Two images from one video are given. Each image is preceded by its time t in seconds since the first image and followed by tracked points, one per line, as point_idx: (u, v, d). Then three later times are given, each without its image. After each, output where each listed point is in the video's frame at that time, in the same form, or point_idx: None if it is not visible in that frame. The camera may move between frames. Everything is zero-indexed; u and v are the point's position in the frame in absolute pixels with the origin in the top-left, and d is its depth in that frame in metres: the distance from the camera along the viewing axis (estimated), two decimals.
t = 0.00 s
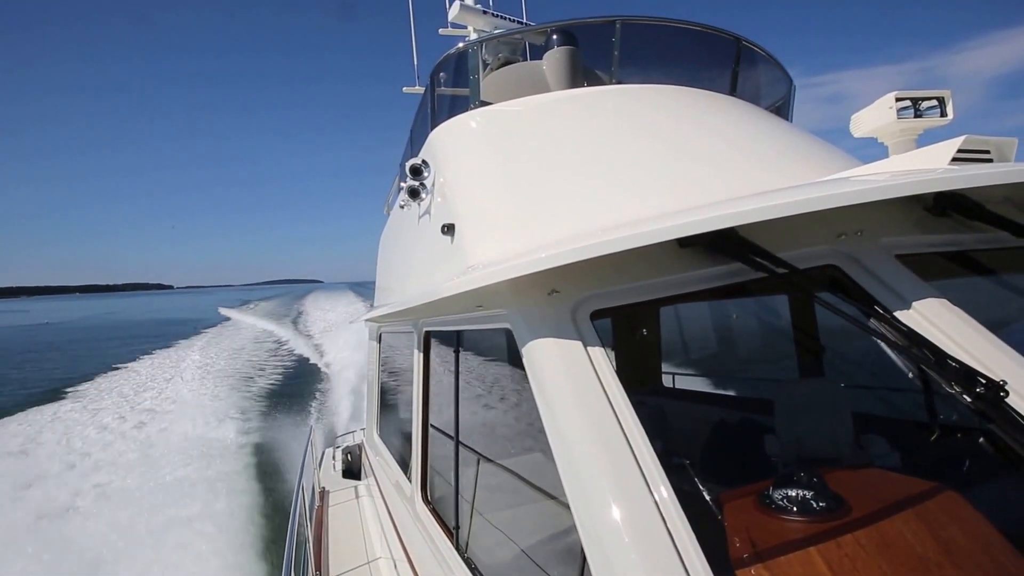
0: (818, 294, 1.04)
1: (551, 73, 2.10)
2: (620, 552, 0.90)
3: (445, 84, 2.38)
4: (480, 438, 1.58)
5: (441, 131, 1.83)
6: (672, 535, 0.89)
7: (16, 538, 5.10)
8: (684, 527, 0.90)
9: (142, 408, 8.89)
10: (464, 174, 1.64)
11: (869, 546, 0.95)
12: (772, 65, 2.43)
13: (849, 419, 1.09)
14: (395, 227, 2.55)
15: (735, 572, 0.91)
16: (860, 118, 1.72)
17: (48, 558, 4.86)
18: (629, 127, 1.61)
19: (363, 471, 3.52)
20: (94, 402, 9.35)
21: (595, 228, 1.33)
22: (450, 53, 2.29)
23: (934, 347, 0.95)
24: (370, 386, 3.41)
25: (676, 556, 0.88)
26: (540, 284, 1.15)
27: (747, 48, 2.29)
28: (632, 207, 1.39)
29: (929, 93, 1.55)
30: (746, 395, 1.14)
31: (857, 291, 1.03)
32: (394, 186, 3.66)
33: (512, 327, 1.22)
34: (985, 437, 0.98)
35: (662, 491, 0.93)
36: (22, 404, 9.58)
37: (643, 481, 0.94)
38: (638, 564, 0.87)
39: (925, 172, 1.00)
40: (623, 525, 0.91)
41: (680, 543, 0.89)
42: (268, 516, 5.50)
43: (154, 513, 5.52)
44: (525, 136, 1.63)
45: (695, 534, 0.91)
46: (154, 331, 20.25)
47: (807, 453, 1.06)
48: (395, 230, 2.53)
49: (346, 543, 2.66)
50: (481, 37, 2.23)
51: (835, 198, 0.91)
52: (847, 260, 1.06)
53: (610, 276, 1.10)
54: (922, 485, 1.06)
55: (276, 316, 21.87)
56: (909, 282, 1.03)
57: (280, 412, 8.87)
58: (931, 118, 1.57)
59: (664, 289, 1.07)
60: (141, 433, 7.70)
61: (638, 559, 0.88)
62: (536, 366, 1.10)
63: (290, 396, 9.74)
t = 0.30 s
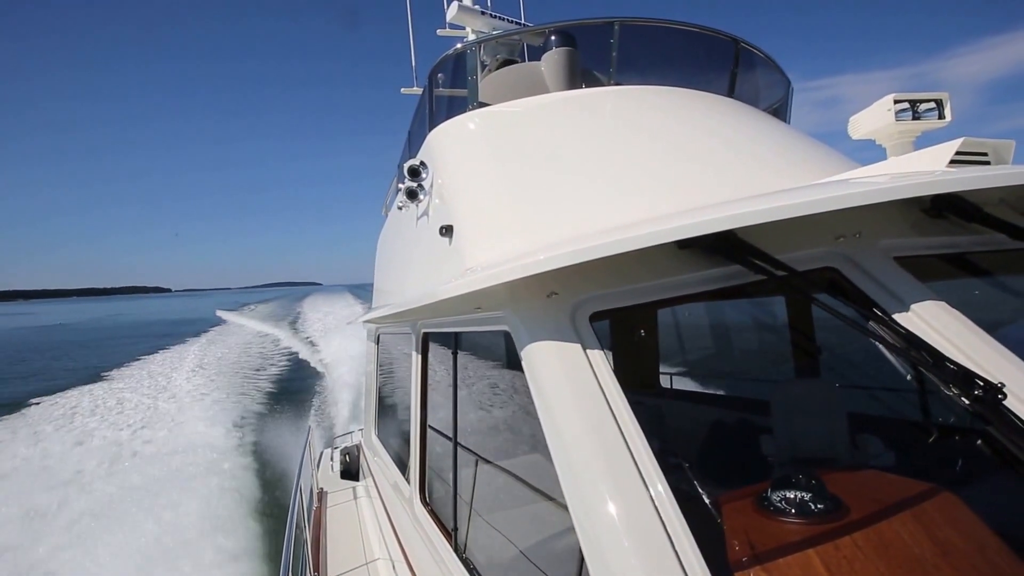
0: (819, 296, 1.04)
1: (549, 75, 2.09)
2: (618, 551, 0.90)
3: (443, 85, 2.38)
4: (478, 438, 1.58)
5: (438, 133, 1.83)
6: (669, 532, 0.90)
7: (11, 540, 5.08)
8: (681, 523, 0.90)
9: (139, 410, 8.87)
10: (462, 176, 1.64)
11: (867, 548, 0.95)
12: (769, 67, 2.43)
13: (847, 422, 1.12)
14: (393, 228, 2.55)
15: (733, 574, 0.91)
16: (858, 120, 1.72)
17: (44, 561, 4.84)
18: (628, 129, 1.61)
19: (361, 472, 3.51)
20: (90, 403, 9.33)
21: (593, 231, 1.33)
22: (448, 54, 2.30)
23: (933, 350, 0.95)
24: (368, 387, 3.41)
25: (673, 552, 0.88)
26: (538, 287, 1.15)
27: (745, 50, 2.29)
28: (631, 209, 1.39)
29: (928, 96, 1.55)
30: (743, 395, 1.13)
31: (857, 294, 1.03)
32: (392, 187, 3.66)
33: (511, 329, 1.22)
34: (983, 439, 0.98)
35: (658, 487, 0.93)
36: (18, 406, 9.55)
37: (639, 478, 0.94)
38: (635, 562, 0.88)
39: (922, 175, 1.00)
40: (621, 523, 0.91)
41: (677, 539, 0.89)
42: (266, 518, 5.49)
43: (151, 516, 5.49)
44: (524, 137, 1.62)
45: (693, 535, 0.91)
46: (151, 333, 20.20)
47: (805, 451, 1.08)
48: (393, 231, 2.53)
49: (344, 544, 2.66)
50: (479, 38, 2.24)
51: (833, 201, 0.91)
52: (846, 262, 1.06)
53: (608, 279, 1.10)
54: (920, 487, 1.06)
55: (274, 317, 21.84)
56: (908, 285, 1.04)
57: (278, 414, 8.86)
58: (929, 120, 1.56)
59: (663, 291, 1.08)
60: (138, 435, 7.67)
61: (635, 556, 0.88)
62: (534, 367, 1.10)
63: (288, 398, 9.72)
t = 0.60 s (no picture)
0: (817, 292, 1.04)
1: (549, 75, 2.09)
2: (616, 549, 0.90)
3: (441, 84, 2.37)
4: (476, 438, 1.57)
5: (437, 133, 1.82)
6: (667, 529, 0.90)
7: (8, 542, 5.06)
8: (678, 521, 0.90)
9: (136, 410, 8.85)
10: (460, 176, 1.64)
11: (865, 548, 0.95)
12: (767, 68, 2.43)
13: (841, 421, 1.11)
14: (391, 227, 2.54)
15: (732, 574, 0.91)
16: (857, 120, 1.72)
17: (41, 562, 4.82)
18: (627, 129, 1.61)
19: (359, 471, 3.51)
20: (87, 403, 9.29)
21: (592, 231, 1.33)
22: (446, 53, 2.28)
23: (931, 352, 0.95)
24: (366, 386, 3.40)
25: (671, 549, 0.88)
26: (537, 287, 1.15)
27: (743, 51, 2.29)
28: (630, 209, 1.39)
29: (926, 96, 1.55)
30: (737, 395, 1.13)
31: (854, 294, 1.03)
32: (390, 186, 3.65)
33: (509, 328, 1.21)
34: (981, 440, 0.97)
35: (655, 484, 0.94)
36: (14, 406, 9.50)
37: (636, 475, 0.95)
38: (633, 559, 0.88)
39: (921, 176, 1.00)
40: (619, 522, 0.91)
41: (674, 536, 0.89)
42: (263, 518, 5.48)
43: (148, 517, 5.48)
44: (522, 137, 1.62)
45: (691, 534, 0.91)
46: (148, 332, 20.15)
47: (801, 451, 1.08)
48: (391, 231, 2.53)
49: (342, 544, 2.66)
50: (478, 38, 2.23)
51: (832, 202, 0.91)
52: (843, 262, 1.06)
53: (607, 279, 1.10)
54: (915, 487, 1.06)
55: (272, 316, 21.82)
56: (906, 285, 1.04)
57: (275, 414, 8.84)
58: (926, 121, 1.56)
59: (661, 292, 1.08)
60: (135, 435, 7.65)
61: (633, 553, 0.88)
62: (533, 367, 1.11)
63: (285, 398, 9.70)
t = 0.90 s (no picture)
0: (812, 298, 1.05)
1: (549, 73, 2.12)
2: (614, 548, 0.90)
3: (439, 82, 2.35)
4: (474, 437, 1.57)
5: (435, 131, 1.82)
6: (665, 527, 0.90)
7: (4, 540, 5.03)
8: (676, 519, 0.90)
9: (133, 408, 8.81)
10: (458, 175, 1.63)
11: (863, 548, 0.95)
12: (765, 67, 2.44)
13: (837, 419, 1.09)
14: (388, 225, 2.54)
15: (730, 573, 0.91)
16: (855, 119, 1.72)
17: (37, 560, 4.80)
18: (625, 127, 1.61)
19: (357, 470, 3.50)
20: (83, 401, 9.25)
21: (591, 230, 1.32)
22: (445, 51, 2.26)
23: (930, 351, 0.95)
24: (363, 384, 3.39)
25: (668, 548, 0.88)
26: (536, 286, 1.15)
27: (741, 50, 2.29)
28: (628, 208, 1.38)
29: (924, 96, 1.55)
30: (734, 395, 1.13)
31: (852, 293, 1.04)
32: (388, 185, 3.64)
33: (507, 327, 1.21)
34: (978, 439, 0.97)
35: (653, 483, 0.94)
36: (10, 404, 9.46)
37: (634, 473, 0.95)
38: (631, 558, 0.88)
39: (919, 175, 1.00)
40: (617, 521, 0.91)
41: (672, 536, 0.89)
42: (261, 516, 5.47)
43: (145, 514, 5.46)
44: (520, 136, 1.62)
45: (689, 533, 0.91)
46: (146, 330, 20.09)
47: (798, 450, 1.07)
48: (389, 229, 2.52)
49: (340, 542, 2.65)
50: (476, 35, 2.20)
51: (832, 201, 0.91)
52: (842, 262, 1.06)
53: (605, 278, 1.10)
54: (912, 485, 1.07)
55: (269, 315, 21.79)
56: (904, 285, 1.04)
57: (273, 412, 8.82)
58: (925, 120, 1.57)
59: (660, 291, 1.08)
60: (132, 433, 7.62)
61: (631, 552, 0.88)
62: (531, 367, 1.10)
63: (283, 396, 9.69)
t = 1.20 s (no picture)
0: (813, 295, 1.04)
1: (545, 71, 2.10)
2: (612, 548, 0.90)
3: (437, 79, 2.34)
4: (473, 434, 1.56)
5: (432, 128, 1.80)
6: (664, 527, 0.89)
7: None
8: (675, 519, 0.90)
9: (130, 405, 8.78)
10: (456, 172, 1.62)
11: (862, 547, 0.95)
12: (763, 63, 2.43)
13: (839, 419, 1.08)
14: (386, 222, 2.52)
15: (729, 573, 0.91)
16: (854, 116, 1.71)
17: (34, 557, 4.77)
18: (623, 124, 1.60)
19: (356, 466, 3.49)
20: (80, 399, 9.21)
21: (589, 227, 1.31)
22: (442, 48, 2.25)
23: (930, 350, 0.95)
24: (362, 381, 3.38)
25: (667, 547, 0.88)
26: (534, 283, 1.14)
27: (739, 46, 2.29)
28: (627, 205, 1.37)
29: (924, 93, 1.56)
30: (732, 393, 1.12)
31: (851, 292, 1.03)
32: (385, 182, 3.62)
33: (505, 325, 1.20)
34: (979, 438, 0.96)
35: (652, 483, 0.93)
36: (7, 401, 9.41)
37: (633, 473, 0.94)
38: (629, 558, 0.87)
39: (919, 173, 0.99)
40: (616, 521, 0.91)
41: (672, 536, 0.89)
42: (259, 512, 5.45)
43: (142, 511, 5.44)
44: (518, 132, 1.61)
45: (688, 532, 0.91)
46: (143, 328, 20.03)
47: (799, 450, 1.06)
48: (386, 226, 2.50)
49: (338, 539, 2.64)
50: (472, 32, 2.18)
51: (832, 198, 0.90)
52: (841, 260, 1.06)
53: (604, 275, 1.09)
54: (912, 485, 1.07)
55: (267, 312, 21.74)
56: (902, 282, 1.04)
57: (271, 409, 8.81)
58: (925, 117, 1.58)
59: (659, 288, 1.07)
60: (129, 430, 7.60)
61: (630, 552, 0.88)
62: (529, 366, 1.09)
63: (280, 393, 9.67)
